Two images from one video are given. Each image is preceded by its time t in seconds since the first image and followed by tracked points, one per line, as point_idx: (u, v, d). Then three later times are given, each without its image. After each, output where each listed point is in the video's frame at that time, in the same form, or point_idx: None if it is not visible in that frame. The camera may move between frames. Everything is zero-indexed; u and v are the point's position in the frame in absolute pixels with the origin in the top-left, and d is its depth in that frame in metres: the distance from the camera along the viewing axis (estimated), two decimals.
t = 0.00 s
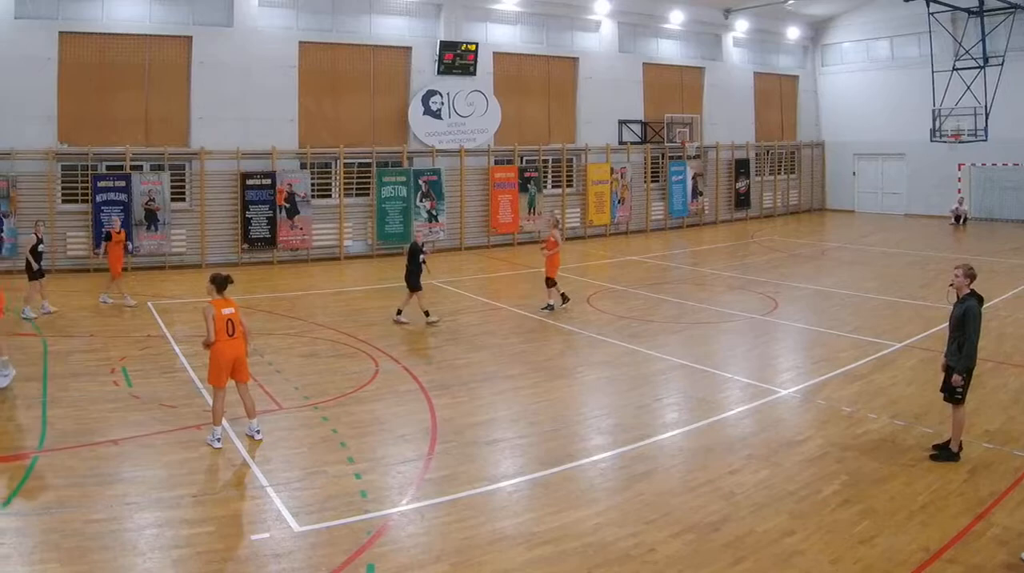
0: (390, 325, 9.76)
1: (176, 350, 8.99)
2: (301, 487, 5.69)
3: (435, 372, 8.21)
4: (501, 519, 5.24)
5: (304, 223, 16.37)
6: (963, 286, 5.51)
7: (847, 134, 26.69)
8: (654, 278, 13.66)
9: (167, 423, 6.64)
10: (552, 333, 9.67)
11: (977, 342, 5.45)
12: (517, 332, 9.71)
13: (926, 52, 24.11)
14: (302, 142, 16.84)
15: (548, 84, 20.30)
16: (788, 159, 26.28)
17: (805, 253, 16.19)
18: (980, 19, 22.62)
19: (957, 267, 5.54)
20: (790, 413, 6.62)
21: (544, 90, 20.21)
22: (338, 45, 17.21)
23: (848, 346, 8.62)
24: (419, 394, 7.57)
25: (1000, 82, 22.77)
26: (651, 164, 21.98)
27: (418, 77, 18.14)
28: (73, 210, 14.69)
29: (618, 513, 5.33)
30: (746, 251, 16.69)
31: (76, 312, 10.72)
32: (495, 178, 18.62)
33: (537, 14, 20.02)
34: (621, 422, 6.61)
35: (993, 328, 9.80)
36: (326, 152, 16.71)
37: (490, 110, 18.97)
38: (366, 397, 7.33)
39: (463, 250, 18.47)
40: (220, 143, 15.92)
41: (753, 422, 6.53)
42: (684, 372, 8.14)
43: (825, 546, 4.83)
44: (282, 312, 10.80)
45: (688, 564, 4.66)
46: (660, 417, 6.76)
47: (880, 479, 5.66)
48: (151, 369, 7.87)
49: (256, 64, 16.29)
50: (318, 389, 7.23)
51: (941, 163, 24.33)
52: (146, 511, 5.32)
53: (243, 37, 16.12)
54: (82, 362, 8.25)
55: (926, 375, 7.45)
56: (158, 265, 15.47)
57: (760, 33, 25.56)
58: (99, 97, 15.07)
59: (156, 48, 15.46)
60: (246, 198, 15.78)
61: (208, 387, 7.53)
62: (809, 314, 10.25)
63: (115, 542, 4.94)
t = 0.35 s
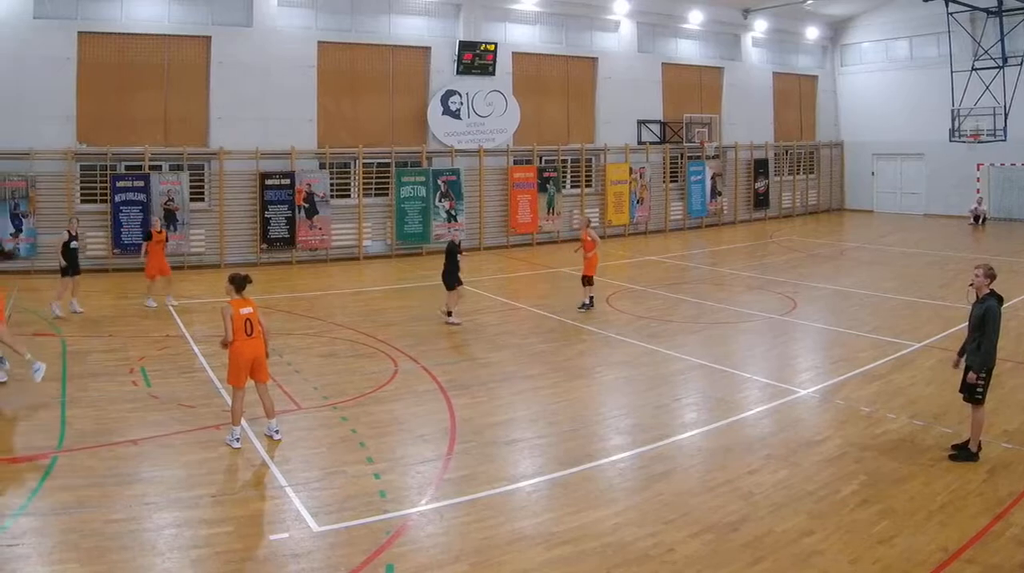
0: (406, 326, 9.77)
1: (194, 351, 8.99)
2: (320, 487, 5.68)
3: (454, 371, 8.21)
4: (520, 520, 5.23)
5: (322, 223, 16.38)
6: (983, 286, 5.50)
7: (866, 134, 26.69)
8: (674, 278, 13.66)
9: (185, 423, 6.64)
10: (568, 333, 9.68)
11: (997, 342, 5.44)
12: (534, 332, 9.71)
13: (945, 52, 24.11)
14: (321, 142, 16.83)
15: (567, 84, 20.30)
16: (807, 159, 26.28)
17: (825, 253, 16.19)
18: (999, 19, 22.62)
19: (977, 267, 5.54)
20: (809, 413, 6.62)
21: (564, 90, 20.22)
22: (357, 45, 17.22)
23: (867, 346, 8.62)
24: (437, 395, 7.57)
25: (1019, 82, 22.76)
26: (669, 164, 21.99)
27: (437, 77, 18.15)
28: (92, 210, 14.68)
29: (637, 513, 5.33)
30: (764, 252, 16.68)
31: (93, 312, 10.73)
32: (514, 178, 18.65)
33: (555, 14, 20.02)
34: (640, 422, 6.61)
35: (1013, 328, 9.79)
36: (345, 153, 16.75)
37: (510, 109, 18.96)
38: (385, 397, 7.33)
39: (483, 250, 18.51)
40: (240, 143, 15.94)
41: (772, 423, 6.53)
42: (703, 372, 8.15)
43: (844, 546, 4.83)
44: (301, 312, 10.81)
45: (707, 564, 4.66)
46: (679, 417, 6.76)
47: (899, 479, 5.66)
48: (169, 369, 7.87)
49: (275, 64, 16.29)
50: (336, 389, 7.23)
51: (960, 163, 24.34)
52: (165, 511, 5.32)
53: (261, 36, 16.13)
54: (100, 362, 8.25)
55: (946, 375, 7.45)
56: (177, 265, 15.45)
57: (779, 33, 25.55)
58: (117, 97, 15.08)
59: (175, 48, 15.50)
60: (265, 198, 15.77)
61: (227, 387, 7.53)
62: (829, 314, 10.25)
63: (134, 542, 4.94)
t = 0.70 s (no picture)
0: (426, 326, 9.78)
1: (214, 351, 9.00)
2: (341, 487, 5.69)
3: (474, 372, 8.21)
4: (540, 520, 5.23)
5: (343, 223, 16.38)
6: (1004, 286, 5.50)
7: (886, 133, 26.68)
8: (695, 278, 13.69)
9: (206, 422, 6.64)
10: (587, 333, 9.68)
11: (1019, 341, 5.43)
12: (553, 332, 9.71)
13: (966, 52, 24.08)
14: (342, 142, 16.85)
15: (587, 84, 20.30)
16: (827, 159, 26.27)
17: (845, 253, 16.18)
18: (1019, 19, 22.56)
19: (996, 267, 5.54)
20: (829, 413, 6.62)
21: (584, 91, 20.22)
22: (378, 45, 17.24)
23: (887, 346, 8.62)
24: (457, 394, 7.57)
25: None
26: (690, 164, 21.99)
27: (457, 77, 18.17)
28: (112, 210, 14.75)
29: (657, 513, 5.33)
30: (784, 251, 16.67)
31: (111, 312, 10.74)
32: (534, 178, 18.71)
33: (575, 14, 20.01)
34: (660, 422, 6.61)
35: None
36: (365, 152, 16.68)
37: (530, 109, 18.94)
38: (405, 397, 7.33)
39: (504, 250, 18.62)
40: (261, 143, 15.98)
41: (792, 423, 6.53)
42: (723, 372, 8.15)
43: (864, 546, 4.83)
44: (322, 312, 10.82)
45: (727, 564, 4.66)
46: (699, 417, 6.76)
47: (918, 479, 5.66)
48: (189, 369, 7.88)
49: (296, 64, 16.33)
50: (357, 389, 7.24)
51: (980, 162, 24.30)
52: (185, 511, 5.32)
53: (282, 36, 16.15)
54: (120, 362, 8.27)
55: (966, 375, 7.45)
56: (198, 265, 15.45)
57: (799, 33, 25.54)
58: (137, 98, 15.11)
59: (195, 48, 15.50)
60: (285, 198, 15.80)
61: (248, 387, 7.53)
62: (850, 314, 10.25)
63: (155, 542, 4.94)
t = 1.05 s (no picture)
0: (445, 326, 9.79)
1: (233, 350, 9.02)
2: (360, 487, 5.68)
3: (493, 372, 8.22)
4: (559, 520, 5.23)
5: (361, 223, 16.44)
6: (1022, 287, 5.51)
7: (906, 133, 26.67)
8: (715, 277, 13.72)
9: (225, 422, 6.64)
10: (605, 333, 9.69)
11: None
12: (571, 332, 9.71)
13: (984, 52, 24.04)
14: (361, 142, 16.93)
15: (606, 84, 20.31)
16: (846, 159, 26.28)
17: (864, 253, 16.18)
18: None
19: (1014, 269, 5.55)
20: (848, 413, 6.62)
21: (603, 91, 20.23)
22: (397, 45, 17.28)
23: (906, 346, 8.62)
24: (475, 394, 7.57)
25: None
26: (709, 164, 22.00)
27: (476, 77, 18.18)
28: (131, 210, 14.89)
29: (676, 513, 5.33)
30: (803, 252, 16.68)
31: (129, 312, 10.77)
32: (554, 177, 18.76)
33: (593, 14, 20.03)
34: (679, 422, 6.61)
35: None
36: (383, 152, 16.78)
37: (549, 110, 18.94)
38: (424, 397, 7.34)
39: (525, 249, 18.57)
40: (280, 144, 16.10)
41: (810, 423, 6.53)
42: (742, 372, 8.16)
43: (883, 546, 4.82)
44: (341, 312, 10.84)
45: (747, 564, 4.65)
46: (718, 417, 6.76)
47: (937, 479, 5.66)
48: (208, 369, 7.88)
49: (315, 64, 16.43)
50: (375, 389, 7.23)
51: (999, 163, 24.26)
52: (204, 511, 5.32)
53: (301, 36, 16.26)
54: (139, 361, 8.28)
55: (985, 375, 7.44)
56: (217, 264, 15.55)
57: (817, 33, 25.53)
58: (156, 98, 15.25)
59: (215, 48, 15.65)
60: (304, 198, 15.89)
61: (266, 387, 7.53)
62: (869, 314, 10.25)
63: (174, 542, 4.94)
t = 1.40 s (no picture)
0: (464, 326, 9.80)
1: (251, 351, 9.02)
2: (379, 487, 5.68)
3: (512, 371, 8.22)
4: (578, 520, 5.23)
5: (381, 223, 16.57)
6: None
7: (925, 133, 26.64)
8: (734, 278, 13.72)
9: (243, 422, 6.64)
10: (622, 333, 9.69)
11: None
12: (589, 332, 9.72)
13: (1004, 52, 24.01)
14: (380, 143, 17.02)
15: (625, 84, 20.32)
16: (866, 159, 26.25)
17: (882, 253, 16.19)
18: None
19: None
20: (867, 413, 6.62)
21: (621, 91, 20.25)
22: (415, 45, 17.35)
23: (925, 346, 8.62)
24: (494, 394, 7.58)
25: None
26: (728, 164, 21.99)
27: (495, 77, 18.24)
28: (150, 210, 15.05)
29: (695, 513, 5.33)
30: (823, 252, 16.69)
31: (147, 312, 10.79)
32: (572, 178, 18.84)
33: (612, 14, 20.05)
34: (698, 422, 6.61)
35: None
36: (402, 153, 16.90)
37: (568, 110, 18.98)
38: (444, 397, 7.34)
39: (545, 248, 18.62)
40: (298, 144, 16.24)
41: (829, 422, 6.52)
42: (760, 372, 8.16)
43: (902, 546, 4.82)
44: (361, 312, 10.85)
45: (766, 564, 4.65)
46: (737, 417, 6.75)
47: (956, 479, 5.65)
48: (227, 369, 7.89)
49: (333, 63, 16.53)
50: (395, 389, 7.24)
51: (1018, 163, 24.24)
52: (224, 511, 5.32)
53: (320, 35, 16.38)
54: (158, 361, 8.30)
55: (1005, 376, 7.44)
56: (236, 264, 15.69)
57: (837, 33, 25.48)
58: (175, 97, 15.38)
59: (235, 48, 15.77)
60: (324, 198, 16.05)
61: (286, 387, 7.52)
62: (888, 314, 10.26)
63: (193, 542, 4.94)
